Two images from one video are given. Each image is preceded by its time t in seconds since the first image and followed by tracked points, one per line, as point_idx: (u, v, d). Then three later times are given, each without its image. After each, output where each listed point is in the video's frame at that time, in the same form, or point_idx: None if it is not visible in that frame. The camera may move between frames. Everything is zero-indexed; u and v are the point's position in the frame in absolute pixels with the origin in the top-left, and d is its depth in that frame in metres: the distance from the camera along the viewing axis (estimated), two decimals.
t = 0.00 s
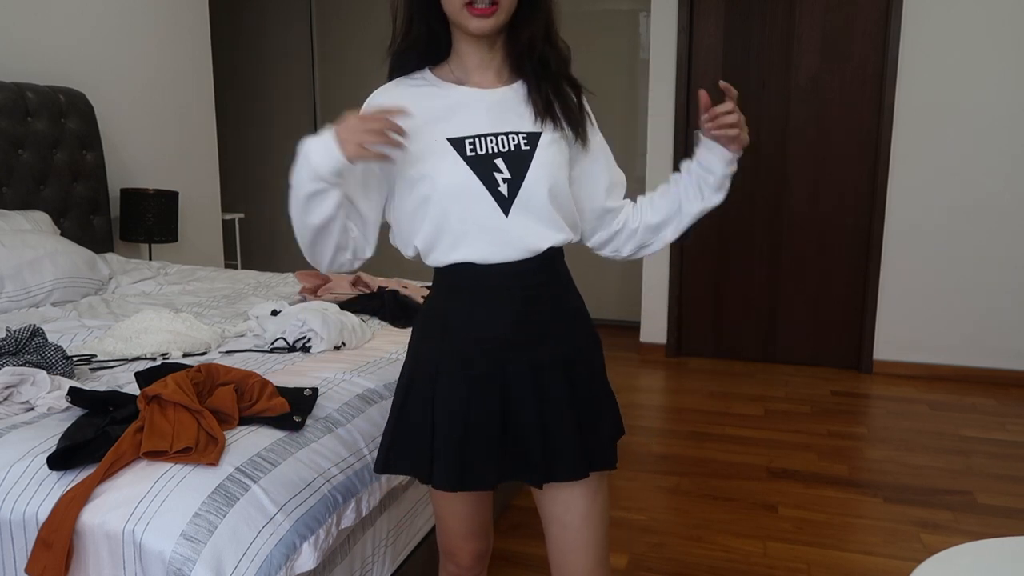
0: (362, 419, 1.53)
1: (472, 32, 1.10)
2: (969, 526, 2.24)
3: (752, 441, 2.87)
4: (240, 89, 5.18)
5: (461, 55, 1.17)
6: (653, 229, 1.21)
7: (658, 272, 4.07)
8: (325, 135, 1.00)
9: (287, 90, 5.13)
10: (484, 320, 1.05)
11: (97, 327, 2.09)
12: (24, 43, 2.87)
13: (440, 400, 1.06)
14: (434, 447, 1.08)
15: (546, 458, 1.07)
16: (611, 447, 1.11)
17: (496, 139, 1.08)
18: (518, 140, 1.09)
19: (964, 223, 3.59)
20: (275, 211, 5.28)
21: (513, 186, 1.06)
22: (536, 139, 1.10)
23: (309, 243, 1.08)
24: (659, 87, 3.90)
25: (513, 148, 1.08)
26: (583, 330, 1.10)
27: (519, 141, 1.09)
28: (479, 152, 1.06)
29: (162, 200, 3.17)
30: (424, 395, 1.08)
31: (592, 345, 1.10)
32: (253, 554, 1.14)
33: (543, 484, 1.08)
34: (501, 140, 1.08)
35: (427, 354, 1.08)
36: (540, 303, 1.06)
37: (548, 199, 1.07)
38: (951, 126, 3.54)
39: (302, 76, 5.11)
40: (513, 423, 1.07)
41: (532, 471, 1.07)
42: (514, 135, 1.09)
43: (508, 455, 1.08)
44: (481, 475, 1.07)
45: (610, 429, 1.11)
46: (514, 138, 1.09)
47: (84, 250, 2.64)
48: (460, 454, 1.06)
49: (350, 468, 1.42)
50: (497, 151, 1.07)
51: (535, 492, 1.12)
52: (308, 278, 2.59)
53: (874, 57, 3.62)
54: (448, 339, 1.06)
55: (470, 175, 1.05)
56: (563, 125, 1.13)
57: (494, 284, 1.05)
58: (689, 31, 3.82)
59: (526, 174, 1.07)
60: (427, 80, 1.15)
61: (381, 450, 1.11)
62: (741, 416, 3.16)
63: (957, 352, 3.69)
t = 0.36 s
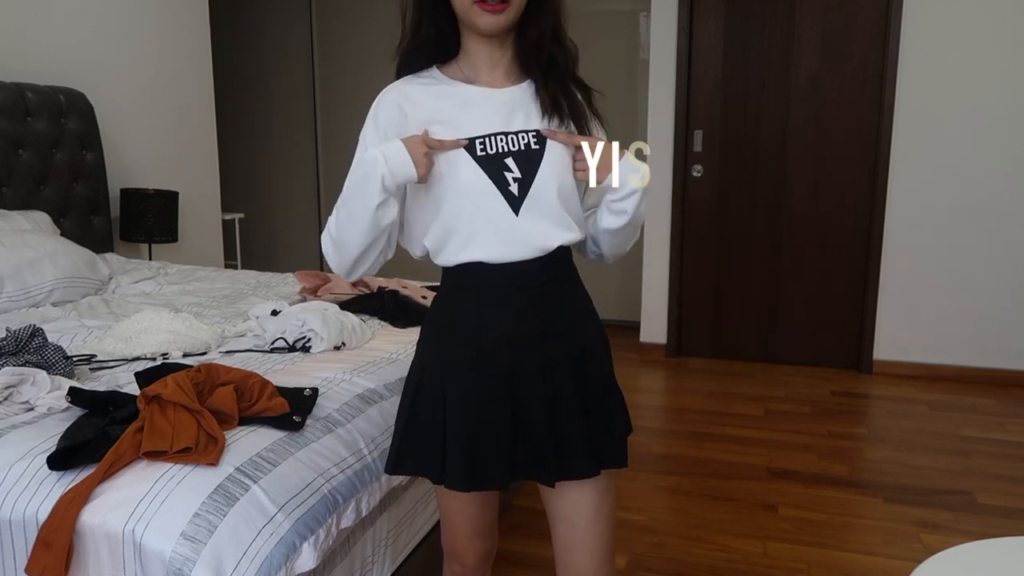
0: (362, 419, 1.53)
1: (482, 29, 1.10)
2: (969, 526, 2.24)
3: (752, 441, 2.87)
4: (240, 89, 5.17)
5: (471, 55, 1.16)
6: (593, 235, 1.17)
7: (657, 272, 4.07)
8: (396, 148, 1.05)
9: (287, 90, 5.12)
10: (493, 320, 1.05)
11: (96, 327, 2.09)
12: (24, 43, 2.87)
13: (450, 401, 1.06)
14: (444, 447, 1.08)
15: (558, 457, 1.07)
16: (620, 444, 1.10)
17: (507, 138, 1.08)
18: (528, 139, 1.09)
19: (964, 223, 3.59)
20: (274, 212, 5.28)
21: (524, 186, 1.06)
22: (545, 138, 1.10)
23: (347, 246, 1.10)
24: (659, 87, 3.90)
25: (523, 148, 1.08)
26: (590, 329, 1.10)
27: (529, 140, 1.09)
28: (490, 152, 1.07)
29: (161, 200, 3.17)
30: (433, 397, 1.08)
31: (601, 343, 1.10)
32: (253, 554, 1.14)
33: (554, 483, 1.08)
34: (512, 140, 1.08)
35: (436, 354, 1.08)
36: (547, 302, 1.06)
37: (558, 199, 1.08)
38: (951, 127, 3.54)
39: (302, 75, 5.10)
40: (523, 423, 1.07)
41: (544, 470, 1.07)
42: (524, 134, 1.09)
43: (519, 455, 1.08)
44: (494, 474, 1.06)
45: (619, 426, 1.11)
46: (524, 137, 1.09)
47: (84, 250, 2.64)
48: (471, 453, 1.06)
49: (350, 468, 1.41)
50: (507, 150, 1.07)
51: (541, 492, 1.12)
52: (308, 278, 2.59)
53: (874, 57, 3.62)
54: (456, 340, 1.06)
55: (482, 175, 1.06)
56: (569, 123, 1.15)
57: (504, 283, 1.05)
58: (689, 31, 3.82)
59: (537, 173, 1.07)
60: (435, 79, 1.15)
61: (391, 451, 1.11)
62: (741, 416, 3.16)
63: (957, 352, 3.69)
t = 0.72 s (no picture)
0: (362, 419, 1.53)
1: (474, 29, 1.10)
2: (969, 526, 2.24)
3: (752, 441, 2.87)
4: (240, 89, 5.17)
5: (473, 54, 1.16)
6: (616, 238, 1.15)
7: (657, 272, 4.07)
8: (385, 154, 1.08)
9: (287, 90, 5.13)
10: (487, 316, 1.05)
11: (96, 327, 2.09)
12: (24, 43, 2.87)
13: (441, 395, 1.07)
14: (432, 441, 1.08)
15: (544, 461, 1.06)
16: (614, 454, 1.08)
17: (502, 138, 1.08)
18: (523, 138, 1.08)
19: (964, 223, 3.59)
20: (274, 212, 5.28)
21: (516, 184, 1.06)
22: (542, 137, 1.08)
23: (345, 244, 1.14)
24: (659, 87, 3.90)
25: (517, 147, 1.07)
26: (592, 333, 1.08)
27: (525, 138, 1.08)
28: (484, 151, 1.07)
29: (161, 200, 3.17)
30: (427, 390, 1.09)
31: (601, 349, 1.09)
32: (252, 554, 1.14)
33: (538, 487, 1.06)
34: (507, 139, 1.08)
35: (433, 348, 1.09)
36: (544, 303, 1.05)
37: (553, 197, 1.06)
38: (951, 127, 3.54)
39: (302, 76, 5.10)
40: (512, 423, 1.06)
41: (529, 472, 1.06)
42: (520, 131, 1.08)
43: (504, 455, 1.07)
44: (476, 473, 1.06)
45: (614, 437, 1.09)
46: (520, 136, 1.08)
47: (84, 250, 2.64)
48: (456, 448, 1.06)
49: (351, 468, 1.41)
50: (502, 149, 1.07)
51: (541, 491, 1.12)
52: (308, 278, 2.59)
53: (874, 57, 3.62)
54: (452, 335, 1.07)
55: (476, 175, 1.06)
56: (571, 120, 1.12)
57: (499, 279, 1.06)
58: (689, 31, 3.82)
59: (530, 171, 1.06)
60: (440, 80, 1.16)
61: (385, 441, 1.12)
62: (741, 416, 3.16)
63: (957, 352, 3.69)
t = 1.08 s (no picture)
0: (362, 419, 1.53)
1: (478, 41, 1.10)
2: (969, 526, 2.24)
3: (752, 441, 2.87)
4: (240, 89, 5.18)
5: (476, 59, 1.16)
6: (605, 242, 1.14)
7: (657, 272, 4.07)
8: (375, 154, 1.10)
9: (287, 90, 5.13)
10: (474, 313, 1.06)
11: (96, 327, 2.09)
12: (24, 43, 2.87)
13: (427, 391, 1.08)
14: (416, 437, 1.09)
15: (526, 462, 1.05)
16: (599, 461, 1.07)
17: (494, 137, 1.07)
18: (514, 136, 1.07)
19: (964, 223, 3.59)
20: (274, 212, 5.28)
21: (504, 182, 1.05)
22: (533, 137, 1.07)
23: (342, 240, 1.16)
24: (659, 87, 3.90)
25: (507, 145, 1.06)
26: (581, 337, 1.07)
27: (515, 137, 1.07)
28: (476, 150, 1.07)
29: (162, 201, 3.17)
30: (414, 385, 1.09)
31: (589, 353, 1.08)
32: (252, 554, 1.14)
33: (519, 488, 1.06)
34: (498, 138, 1.07)
35: (423, 345, 1.10)
36: (530, 305, 1.05)
37: (539, 197, 1.06)
38: (951, 127, 3.54)
39: (302, 75, 5.10)
40: (496, 423, 1.06)
41: (510, 473, 1.06)
42: (511, 131, 1.07)
43: (486, 454, 1.07)
44: (456, 471, 1.06)
45: (602, 444, 1.07)
46: (511, 135, 1.07)
47: (83, 250, 2.64)
48: (437, 444, 1.06)
49: (350, 468, 1.41)
50: (492, 148, 1.06)
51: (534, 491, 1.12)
52: (308, 278, 2.59)
53: (874, 57, 3.62)
54: (441, 333, 1.08)
55: (466, 173, 1.07)
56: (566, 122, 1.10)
57: (487, 278, 1.06)
58: (689, 31, 3.82)
59: (517, 169, 1.05)
60: (445, 81, 1.17)
61: (373, 438, 1.13)
62: (741, 416, 3.16)
63: (956, 352, 3.69)
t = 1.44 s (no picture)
0: (362, 419, 1.53)
1: (474, 25, 1.09)
2: (968, 526, 2.24)
3: (752, 441, 2.87)
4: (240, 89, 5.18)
5: (476, 58, 1.16)
6: (599, 246, 1.13)
7: (657, 272, 4.07)
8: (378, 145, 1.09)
9: (287, 90, 5.13)
10: (469, 314, 1.05)
11: (96, 327, 2.09)
12: (24, 43, 2.87)
13: (422, 391, 1.07)
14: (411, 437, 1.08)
15: (521, 463, 1.06)
16: (594, 462, 1.07)
17: (493, 140, 1.07)
18: (513, 141, 1.07)
19: (964, 223, 3.59)
20: (274, 212, 5.28)
21: (503, 187, 1.05)
22: (533, 142, 1.08)
23: (334, 232, 1.15)
24: (659, 87, 3.90)
25: (506, 149, 1.06)
26: (577, 338, 1.08)
27: (515, 141, 1.07)
28: (475, 152, 1.07)
29: (162, 201, 3.17)
30: (411, 384, 1.09)
31: (584, 354, 1.08)
32: (252, 554, 1.14)
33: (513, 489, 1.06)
34: (498, 141, 1.07)
35: (418, 344, 1.10)
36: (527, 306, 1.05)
37: (538, 202, 1.06)
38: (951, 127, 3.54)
39: (303, 75, 5.10)
40: (492, 423, 1.06)
41: (506, 473, 1.06)
42: (511, 134, 1.08)
43: (482, 455, 1.06)
44: (451, 471, 1.06)
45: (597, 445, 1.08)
46: (511, 139, 1.07)
47: (83, 250, 2.64)
48: (433, 445, 1.06)
49: (350, 468, 1.41)
50: (491, 152, 1.06)
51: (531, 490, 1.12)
52: (308, 278, 2.59)
53: (874, 57, 3.62)
54: (437, 332, 1.08)
55: (464, 175, 1.06)
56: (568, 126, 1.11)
57: (482, 279, 1.06)
58: (689, 31, 3.82)
59: (517, 174, 1.05)
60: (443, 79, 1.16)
61: (369, 439, 1.13)
62: (741, 416, 3.16)
63: (956, 352, 3.69)
